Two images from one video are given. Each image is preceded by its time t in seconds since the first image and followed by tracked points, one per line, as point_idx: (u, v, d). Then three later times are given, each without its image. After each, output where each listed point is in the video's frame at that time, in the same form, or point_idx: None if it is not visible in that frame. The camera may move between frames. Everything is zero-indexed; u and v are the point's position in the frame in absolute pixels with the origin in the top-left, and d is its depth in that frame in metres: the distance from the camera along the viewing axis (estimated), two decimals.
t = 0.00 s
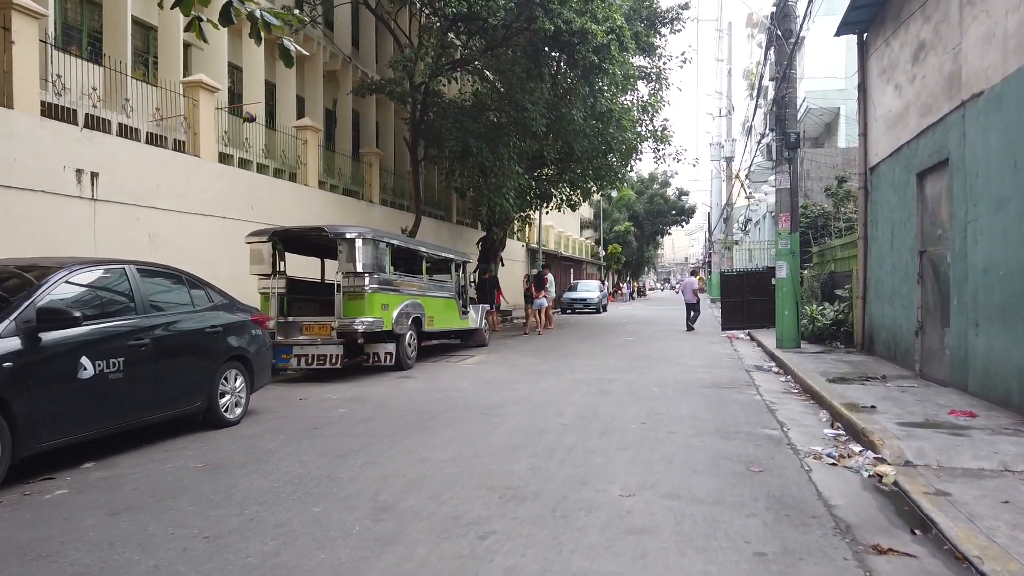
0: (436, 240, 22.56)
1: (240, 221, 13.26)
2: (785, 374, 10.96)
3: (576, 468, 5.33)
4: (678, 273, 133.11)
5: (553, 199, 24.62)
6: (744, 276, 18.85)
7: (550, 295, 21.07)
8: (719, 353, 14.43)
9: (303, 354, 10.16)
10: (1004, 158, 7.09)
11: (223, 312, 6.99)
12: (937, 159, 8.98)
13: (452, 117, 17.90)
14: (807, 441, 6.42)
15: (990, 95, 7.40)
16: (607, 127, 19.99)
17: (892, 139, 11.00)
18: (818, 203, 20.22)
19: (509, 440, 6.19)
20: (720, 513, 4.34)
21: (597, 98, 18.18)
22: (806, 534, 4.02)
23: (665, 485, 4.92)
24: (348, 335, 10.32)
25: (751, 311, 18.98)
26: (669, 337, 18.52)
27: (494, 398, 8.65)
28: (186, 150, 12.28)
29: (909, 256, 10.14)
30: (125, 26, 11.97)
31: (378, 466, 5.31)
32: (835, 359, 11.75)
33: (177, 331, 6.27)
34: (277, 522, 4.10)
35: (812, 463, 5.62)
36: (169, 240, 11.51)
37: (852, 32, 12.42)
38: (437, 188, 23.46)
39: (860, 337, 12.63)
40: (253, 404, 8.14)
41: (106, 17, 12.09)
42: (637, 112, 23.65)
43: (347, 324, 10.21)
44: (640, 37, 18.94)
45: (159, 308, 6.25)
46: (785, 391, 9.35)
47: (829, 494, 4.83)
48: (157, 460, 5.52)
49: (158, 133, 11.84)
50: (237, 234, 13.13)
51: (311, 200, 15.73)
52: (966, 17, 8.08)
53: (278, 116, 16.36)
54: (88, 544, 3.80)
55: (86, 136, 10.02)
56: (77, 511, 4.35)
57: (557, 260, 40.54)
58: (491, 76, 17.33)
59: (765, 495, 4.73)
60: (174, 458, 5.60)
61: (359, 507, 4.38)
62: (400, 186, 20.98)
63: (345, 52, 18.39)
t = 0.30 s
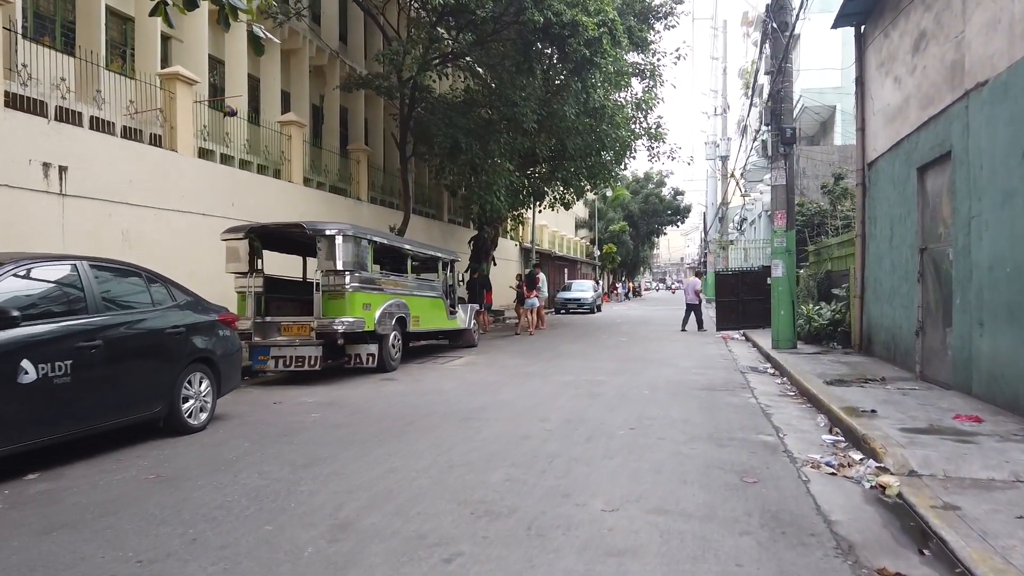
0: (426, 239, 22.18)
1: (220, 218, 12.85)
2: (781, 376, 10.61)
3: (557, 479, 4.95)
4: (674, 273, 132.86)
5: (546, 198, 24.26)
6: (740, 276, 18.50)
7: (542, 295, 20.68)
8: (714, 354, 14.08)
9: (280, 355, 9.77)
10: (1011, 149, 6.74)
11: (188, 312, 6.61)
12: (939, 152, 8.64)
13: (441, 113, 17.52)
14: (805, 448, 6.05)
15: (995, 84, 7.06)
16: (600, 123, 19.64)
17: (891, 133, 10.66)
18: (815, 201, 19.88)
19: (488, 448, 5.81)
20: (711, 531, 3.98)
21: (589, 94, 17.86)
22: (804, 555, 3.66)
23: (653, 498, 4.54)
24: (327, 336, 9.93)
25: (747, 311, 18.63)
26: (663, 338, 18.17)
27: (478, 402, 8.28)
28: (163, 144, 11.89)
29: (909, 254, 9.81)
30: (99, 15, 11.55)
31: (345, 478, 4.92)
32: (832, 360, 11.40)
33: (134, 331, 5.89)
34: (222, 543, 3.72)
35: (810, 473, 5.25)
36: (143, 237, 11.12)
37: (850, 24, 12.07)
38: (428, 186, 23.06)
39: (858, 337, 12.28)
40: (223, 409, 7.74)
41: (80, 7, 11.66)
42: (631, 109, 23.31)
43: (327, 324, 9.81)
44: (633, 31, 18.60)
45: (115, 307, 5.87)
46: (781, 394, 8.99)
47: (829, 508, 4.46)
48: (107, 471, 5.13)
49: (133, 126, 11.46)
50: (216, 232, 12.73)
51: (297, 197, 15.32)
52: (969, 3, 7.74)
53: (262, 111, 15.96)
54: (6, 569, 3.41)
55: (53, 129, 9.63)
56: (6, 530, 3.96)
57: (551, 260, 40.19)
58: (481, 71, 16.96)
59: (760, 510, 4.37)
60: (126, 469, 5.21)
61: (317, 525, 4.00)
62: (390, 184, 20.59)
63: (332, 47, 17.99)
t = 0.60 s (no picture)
0: (418, 238, 21.78)
1: (201, 217, 12.44)
2: (781, 380, 10.22)
3: (539, 497, 4.56)
4: (671, 273, 132.55)
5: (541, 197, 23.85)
6: (738, 276, 18.13)
7: (536, 295, 20.28)
8: (711, 356, 13.71)
9: (259, 359, 9.36)
10: None
11: (151, 315, 6.20)
12: (945, 147, 8.26)
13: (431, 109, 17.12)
14: (808, 460, 5.66)
15: (1007, 72, 6.68)
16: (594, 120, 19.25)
17: (894, 127, 10.28)
18: (815, 199, 19.50)
19: (467, 461, 5.41)
20: (707, 559, 3.58)
21: (583, 91, 17.50)
22: None
23: (643, 520, 4.15)
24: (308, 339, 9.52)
25: (745, 312, 18.25)
26: (660, 339, 17.79)
27: (462, 408, 7.88)
28: (140, 140, 11.48)
29: (913, 253, 9.43)
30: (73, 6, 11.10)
31: (308, 497, 4.52)
32: (834, 363, 11.02)
33: (88, 336, 5.49)
34: None
35: (814, 488, 4.86)
36: (119, 236, 10.73)
37: (851, 16, 11.70)
38: (420, 185, 22.64)
39: (860, 339, 11.90)
40: (193, 417, 7.32)
41: None
42: (627, 106, 22.93)
43: (308, 327, 9.41)
44: (628, 26, 18.24)
45: (67, 310, 5.47)
46: (781, 399, 8.59)
47: (836, 531, 4.07)
48: (52, 488, 4.72)
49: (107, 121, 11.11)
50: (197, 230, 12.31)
51: (282, 195, 14.91)
52: None
53: (248, 107, 15.54)
54: None
55: (21, 123, 9.23)
56: None
57: (547, 260, 39.81)
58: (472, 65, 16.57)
59: (761, 532, 3.97)
60: (74, 486, 4.80)
61: (269, 553, 3.60)
62: (380, 182, 20.20)
63: (321, 42, 17.58)
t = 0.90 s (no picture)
0: (410, 238, 21.41)
1: (181, 215, 12.05)
2: (779, 384, 9.87)
3: (521, 518, 4.19)
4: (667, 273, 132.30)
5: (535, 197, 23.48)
6: (734, 276, 17.82)
7: (529, 296, 19.91)
8: (707, 359, 13.38)
9: (236, 364, 8.99)
10: None
11: (112, 319, 5.81)
12: (952, 142, 7.92)
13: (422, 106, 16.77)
14: (811, 473, 5.30)
15: (1019, 62, 6.34)
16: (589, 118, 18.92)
17: (896, 123, 9.93)
18: (813, 198, 19.18)
19: (446, 476, 5.03)
20: None
21: (578, 88, 17.20)
22: None
23: (632, 545, 3.79)
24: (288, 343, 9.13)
25: (742, 313, 17.92)
26: (655, 340, 17.46)
27: (447, 416, 7.51)
28: (117, 136, 11.09)
29: (916, 253, 9.10)
30: None
31: (269, 519, 4.14)
32: (834, 366, 10.69)
33: (38, 342, 5.10)
34: None
35: (818, 506, 4.50)
36: (93, 235, 10.34)
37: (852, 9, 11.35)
38: (411, 184, 22.25)
39: (860, 341, 11.57)
40: (161, 426, 6.94)
41: None
42: (622, 105, 22.60)
43: (287, 330, 9.02)
44: (623, 21, 17.92)
45: (16, 314, 5.09)
46: (780, 406, 8.24)
47: (844, 557, 3.72)
48: None
49: (83, 116, 10.72)
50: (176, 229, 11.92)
51: (268, 193, 14.51)
52: None
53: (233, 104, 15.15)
54: None
55: None
56: None
57: (543, 260, 39.47)
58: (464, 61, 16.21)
59: (762, 559, 3.62)
60: (17, 505, 4.42)
61: None
62: (371, 181, 19.83)
63: (309, 38, 17.20)
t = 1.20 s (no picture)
0: (400, 237, 21.03)
1: (158, 211, 11.65)
2: (777, 386, 9.52)
3: (498, 536, 3.83)
4: (663, 273, 132.06)
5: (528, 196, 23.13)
6: (730, 275, 17.49)
7: (520, 295, 19.56)
8: (702, 359, 13.04)
9: (211, 366, 8.60)
10: None
11: (66, 318, 5.44)
12: (957, 133, 7.59)
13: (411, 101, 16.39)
14: (812, 483, 4.95)
15: None
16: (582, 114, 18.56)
17: (897, 116, 9.60)
18: (811, 196, 18.87)
19: (420, 488, 4.67)
20: None
21: (571, 83, 16.90)
22: None
23: (620, 567, 3.43)
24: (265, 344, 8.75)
25: (738, 313, 17.60)
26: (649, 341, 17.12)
27: (428, 420, 7.14)
28: (91, 129, 10.70)
29: (918, 250, 8.77)
30: None
31: (221, 537, 3.78)
32: (832, 367, 10.36)
33: None
34: None
35: (822, 521, 4.16)
36: (64, 232, 9.96)
37: None
38: (402, 181, 21.86)
39: (860, 341, 11.24)
40: (125, 432, 6.55)
41: None
42: (617, 101, 22.26)
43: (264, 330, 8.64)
44: (617, 15, 17.58)
45: None
46: (778, 409, 7.89)
47: None
48: None
49: (53, 107, 10.34)
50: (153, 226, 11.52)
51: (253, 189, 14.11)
52: None
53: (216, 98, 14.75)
54: None
55: None
56: None
57: (537, 260, 39.11)
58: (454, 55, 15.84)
59: None
60: None
61: None
62: (360, 178, 19.45)
63: (295, 31, 16.80)
